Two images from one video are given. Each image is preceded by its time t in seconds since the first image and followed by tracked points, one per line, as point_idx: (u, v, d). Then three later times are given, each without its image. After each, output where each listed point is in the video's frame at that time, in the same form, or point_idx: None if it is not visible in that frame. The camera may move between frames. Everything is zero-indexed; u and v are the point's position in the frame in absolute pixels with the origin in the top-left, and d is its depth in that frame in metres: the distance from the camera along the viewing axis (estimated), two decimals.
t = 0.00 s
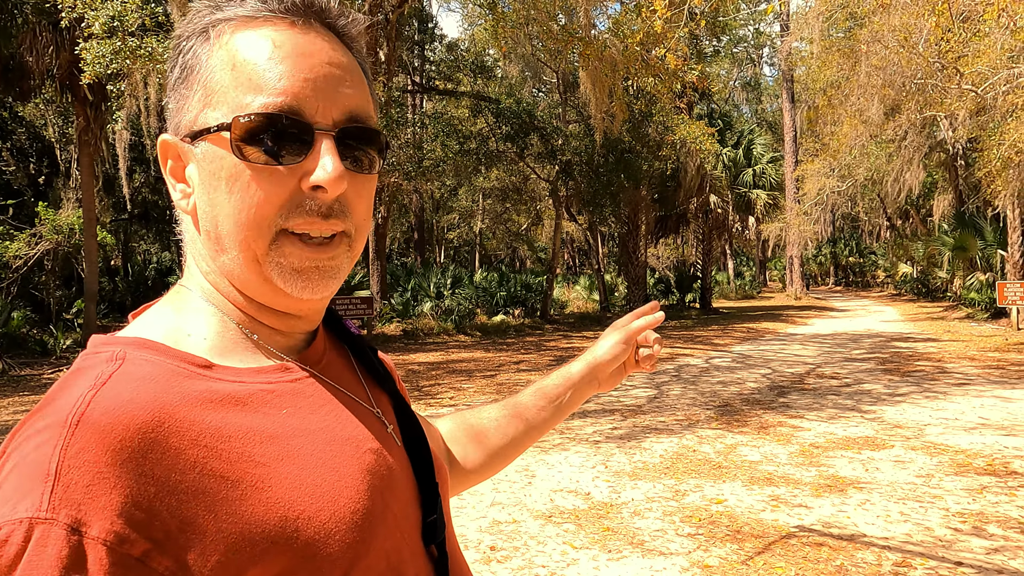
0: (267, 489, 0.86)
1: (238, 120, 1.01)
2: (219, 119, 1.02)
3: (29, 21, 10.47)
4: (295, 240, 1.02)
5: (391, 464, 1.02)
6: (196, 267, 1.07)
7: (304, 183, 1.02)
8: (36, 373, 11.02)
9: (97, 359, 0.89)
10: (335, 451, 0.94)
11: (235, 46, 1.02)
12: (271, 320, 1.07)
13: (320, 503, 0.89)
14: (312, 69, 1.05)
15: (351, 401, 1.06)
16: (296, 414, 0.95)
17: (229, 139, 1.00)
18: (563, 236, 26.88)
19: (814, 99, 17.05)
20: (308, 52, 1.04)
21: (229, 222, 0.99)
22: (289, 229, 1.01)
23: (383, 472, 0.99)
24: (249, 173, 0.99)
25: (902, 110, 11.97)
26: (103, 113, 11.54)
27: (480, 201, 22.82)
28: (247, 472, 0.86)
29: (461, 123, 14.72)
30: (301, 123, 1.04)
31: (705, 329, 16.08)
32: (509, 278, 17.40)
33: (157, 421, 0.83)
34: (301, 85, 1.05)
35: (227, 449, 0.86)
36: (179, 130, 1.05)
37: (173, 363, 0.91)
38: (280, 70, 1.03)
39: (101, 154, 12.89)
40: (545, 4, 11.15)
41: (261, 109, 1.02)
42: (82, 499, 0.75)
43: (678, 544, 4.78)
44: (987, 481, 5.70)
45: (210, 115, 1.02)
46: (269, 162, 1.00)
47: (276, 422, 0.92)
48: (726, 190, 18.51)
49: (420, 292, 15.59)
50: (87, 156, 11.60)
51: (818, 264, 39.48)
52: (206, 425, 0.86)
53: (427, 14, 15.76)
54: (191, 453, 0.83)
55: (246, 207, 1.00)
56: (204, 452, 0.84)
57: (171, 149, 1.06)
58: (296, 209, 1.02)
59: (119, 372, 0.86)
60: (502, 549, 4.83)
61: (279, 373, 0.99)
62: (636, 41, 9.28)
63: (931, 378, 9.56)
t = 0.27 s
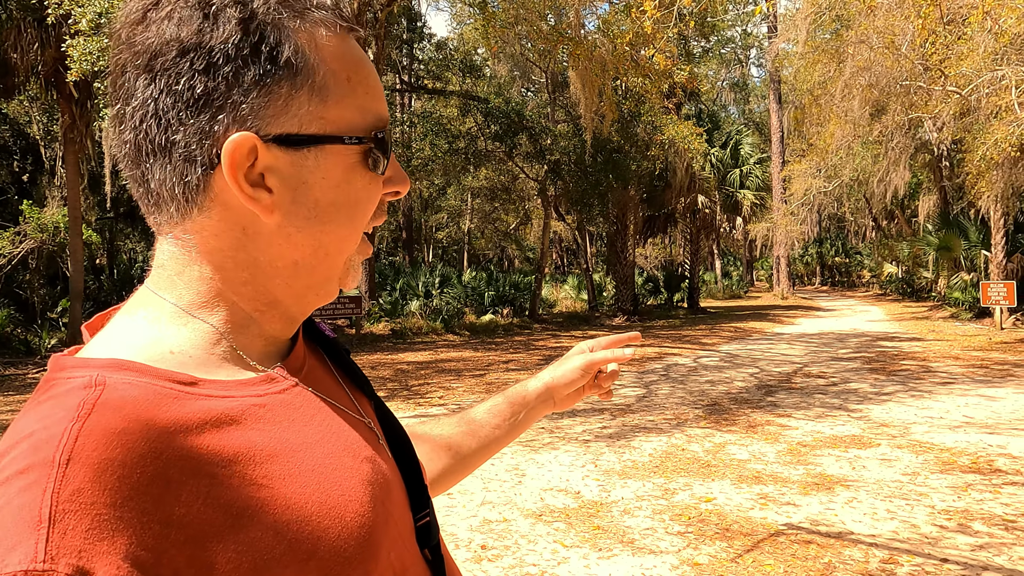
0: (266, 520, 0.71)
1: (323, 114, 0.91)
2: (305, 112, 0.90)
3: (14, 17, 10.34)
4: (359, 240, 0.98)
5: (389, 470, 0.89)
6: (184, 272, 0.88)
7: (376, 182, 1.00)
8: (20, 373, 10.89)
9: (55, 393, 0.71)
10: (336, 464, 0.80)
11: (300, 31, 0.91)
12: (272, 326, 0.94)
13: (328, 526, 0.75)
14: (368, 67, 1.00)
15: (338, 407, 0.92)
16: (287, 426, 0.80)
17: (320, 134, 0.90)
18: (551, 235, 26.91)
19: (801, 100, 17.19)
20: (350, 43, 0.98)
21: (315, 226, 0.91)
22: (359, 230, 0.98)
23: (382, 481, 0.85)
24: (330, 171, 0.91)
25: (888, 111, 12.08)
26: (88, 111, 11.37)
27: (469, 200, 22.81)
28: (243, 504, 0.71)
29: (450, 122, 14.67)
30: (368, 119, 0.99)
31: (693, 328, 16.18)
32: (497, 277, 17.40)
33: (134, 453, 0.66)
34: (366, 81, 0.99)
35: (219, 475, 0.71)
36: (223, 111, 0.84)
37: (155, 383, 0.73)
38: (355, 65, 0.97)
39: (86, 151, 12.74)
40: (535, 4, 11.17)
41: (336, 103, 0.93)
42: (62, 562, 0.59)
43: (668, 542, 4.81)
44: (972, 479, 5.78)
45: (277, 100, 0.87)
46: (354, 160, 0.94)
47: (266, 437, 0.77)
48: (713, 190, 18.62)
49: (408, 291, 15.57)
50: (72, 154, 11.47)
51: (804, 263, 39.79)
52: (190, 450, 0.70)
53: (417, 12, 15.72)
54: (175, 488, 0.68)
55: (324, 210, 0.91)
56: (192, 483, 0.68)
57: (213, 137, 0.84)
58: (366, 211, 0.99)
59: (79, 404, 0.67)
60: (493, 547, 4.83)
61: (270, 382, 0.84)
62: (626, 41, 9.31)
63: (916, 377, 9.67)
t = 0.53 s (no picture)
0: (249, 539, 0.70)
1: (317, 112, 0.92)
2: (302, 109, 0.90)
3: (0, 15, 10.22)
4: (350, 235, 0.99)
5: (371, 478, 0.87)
6: (164, 278, 0.85)
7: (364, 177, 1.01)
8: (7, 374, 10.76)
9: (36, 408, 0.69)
10: (319, 477, 0.78)
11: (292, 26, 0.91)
12: (257, 329, 0.92)
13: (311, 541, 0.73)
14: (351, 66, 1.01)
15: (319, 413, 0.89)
16: (270, 436, 0.77)
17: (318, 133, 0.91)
18: (542, 235, 26.92)
19: (791, 101, 17.28)
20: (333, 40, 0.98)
21: (311, 223, 0.90)
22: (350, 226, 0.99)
23: (365, 490, 0.84)
24: (324, 169, 0.91)
25: (876, 113, 12.16)
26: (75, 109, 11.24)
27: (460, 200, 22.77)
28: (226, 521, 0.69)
29: (440, 121, 14.62)
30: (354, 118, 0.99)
31: (683, 328, 16.24)
32: (488, 277, 17.39)
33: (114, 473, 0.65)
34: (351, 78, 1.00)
35: (204, 492, 0.69)
36: (221, 111, 0.82)
37: (136, 397, 0.70)
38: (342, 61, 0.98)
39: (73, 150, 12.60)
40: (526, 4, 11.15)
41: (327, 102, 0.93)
42: None
43: (658, 541, 4.83)
44: (959, 478, 5.83)
45: (275, 98, 0.87)
46: (347, 157, 0.95)
47: (248, 449, 0.74)
48: (704, 190, 18.69)
49: (399, 291, 15.55)
50: (59, 152, 11.33)
51: (793, 264, 40.01)
52: (171, 467, 0.68)
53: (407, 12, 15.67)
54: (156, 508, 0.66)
55: (317, 207, 0.91)
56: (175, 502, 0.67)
57: (209, 138, 0.82)
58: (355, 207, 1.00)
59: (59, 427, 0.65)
60: (484, 547, 4.83)
61: (251, 392, 0.81)
62: (617, 41, 9.32)
63: (904, 376, 9.76)
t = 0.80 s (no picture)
0: (204, 545, 0.70)
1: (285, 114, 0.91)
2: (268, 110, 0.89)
3: None
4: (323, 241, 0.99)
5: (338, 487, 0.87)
6: (132, 282, 0.85)
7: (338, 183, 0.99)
8: None
9: None
10: (281, 485, 0.79)
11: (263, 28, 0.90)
12: (228, 334, 0.92)
13: (271, 547, 0.74)
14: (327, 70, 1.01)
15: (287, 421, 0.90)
16: (232, 443, 0.78)
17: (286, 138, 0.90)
18: (534, 234, 26.91)
19: (782, 102, 17.35)
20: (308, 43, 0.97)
21: (277, 228, 0.89)
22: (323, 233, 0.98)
23: (331, 499, 0.84)
24: (294, 174, 0.90)
25: (867, 113, 12.21)
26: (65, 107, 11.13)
27: (451, 199, 22.74)
28: (180, 527, 0.69)
29: (432, 121, 14.60)
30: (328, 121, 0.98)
31: (674, 327, 16.28)
32: (479, 276, 17.37)
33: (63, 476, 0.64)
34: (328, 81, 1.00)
35: (156, 502, 0.69)
36: (182, 114, 0.81)
37: (91, 402, 0.71)
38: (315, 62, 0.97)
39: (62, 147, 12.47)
40: (519, 3, 11.14)
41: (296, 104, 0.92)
42: None
43: (649, 539, 4.83)
44: (948, 476, 5.87)
45: (239, 100, 0.86)
46: (318, 163, 0.94)
47: (206, 457, 0.75)
48: (695, 190, 18.73)
49: (391, 289, 15.55)
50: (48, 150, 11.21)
51: (784, 264, 40.19)
52: (125, 471, 0.68)
53: (399, 10, 15.65)
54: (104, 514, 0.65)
55: (284, 213, 0.90)
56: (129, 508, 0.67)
57: (172, 143, 0.81)
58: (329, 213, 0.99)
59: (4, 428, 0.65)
60: (475, 546, 4.82)
61: (216, 399, 0.82)
62: (609, 40, 9.33)
63: (894, 375, 9.82)
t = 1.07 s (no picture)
0: (180, 530, 0.81)
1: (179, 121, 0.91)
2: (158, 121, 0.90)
3: None
4: (253, 246, 0.96)
5: (318, 486, 0.98)
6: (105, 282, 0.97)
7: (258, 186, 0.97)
8: None
9: None
10: (254, 481, 0.90)
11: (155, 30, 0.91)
12: (198, 333, 1.00)
13: (243, 534, 0.85)
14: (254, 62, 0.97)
15: (271, 420, 1.00)
16: (211, 440, 0.89)
17: (168, 146, 0.90)
18: (528, 233, 26.88)
19: (776, 101, 17.39)
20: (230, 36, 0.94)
21: (175, 237, 0.90)
22: (248, 235, 0.96)
23: (302, 496, 0.94)
24: (198, 182, 0.91)
25: (860, 113, 12.24)
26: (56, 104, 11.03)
27: (445, 197, 22.68)
28: (159, 512, 0.80)
29: (426, 119, 14.53)
30: (244, 122, 0.97)
31: (668, 326, 16.28)
32: (473, 275, 17.33)
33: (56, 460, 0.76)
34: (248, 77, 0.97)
35: (129, 488, 0.79)
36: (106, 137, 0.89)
37: (66, 392, 0.83)
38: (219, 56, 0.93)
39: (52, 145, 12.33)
40: (513, 2, 11.12)
41: (197, 109, 0.92)
42: None
43: (643, 538, 4.85)
44: (940, 474, 5.91)
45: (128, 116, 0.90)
46: (220, 170, 0.92)
47: (187, 451, 0.86)
48: (689, 189, 18.74)
49: (384, 288, 15.57)
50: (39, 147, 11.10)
51: (776, 263, 40.32)
52: (112, 461, 0.80)
53: (392, 8, 15.58)
54: (83, 495, 0.77)
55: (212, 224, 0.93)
56: (114, 492, 0.78)
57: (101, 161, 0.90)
58: (253, 217, 0.96)
59: None
60: (469, 544, 4.82)
61: (195, 395, 0.93)
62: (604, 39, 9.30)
63: (886, 374, 9.86)
